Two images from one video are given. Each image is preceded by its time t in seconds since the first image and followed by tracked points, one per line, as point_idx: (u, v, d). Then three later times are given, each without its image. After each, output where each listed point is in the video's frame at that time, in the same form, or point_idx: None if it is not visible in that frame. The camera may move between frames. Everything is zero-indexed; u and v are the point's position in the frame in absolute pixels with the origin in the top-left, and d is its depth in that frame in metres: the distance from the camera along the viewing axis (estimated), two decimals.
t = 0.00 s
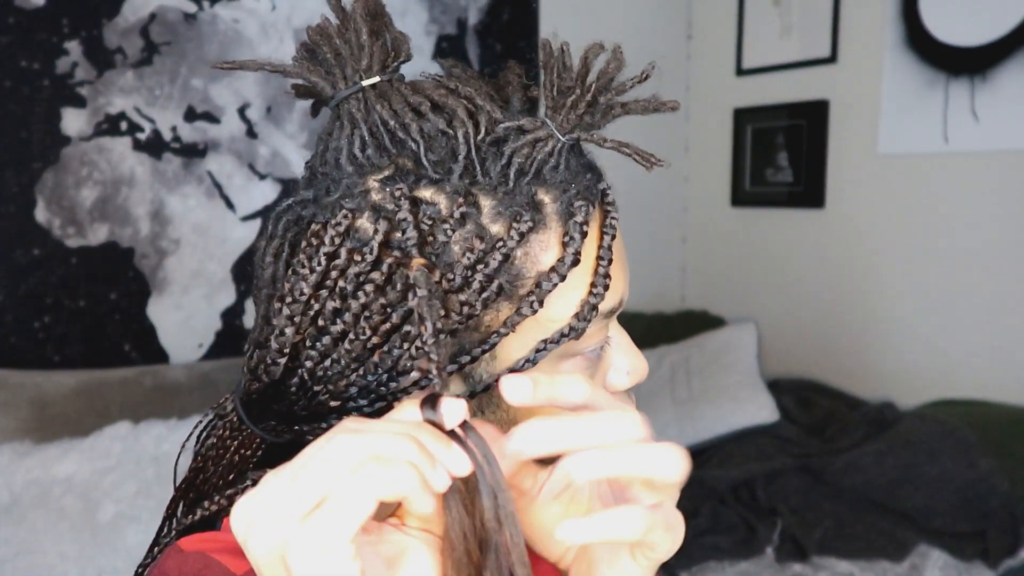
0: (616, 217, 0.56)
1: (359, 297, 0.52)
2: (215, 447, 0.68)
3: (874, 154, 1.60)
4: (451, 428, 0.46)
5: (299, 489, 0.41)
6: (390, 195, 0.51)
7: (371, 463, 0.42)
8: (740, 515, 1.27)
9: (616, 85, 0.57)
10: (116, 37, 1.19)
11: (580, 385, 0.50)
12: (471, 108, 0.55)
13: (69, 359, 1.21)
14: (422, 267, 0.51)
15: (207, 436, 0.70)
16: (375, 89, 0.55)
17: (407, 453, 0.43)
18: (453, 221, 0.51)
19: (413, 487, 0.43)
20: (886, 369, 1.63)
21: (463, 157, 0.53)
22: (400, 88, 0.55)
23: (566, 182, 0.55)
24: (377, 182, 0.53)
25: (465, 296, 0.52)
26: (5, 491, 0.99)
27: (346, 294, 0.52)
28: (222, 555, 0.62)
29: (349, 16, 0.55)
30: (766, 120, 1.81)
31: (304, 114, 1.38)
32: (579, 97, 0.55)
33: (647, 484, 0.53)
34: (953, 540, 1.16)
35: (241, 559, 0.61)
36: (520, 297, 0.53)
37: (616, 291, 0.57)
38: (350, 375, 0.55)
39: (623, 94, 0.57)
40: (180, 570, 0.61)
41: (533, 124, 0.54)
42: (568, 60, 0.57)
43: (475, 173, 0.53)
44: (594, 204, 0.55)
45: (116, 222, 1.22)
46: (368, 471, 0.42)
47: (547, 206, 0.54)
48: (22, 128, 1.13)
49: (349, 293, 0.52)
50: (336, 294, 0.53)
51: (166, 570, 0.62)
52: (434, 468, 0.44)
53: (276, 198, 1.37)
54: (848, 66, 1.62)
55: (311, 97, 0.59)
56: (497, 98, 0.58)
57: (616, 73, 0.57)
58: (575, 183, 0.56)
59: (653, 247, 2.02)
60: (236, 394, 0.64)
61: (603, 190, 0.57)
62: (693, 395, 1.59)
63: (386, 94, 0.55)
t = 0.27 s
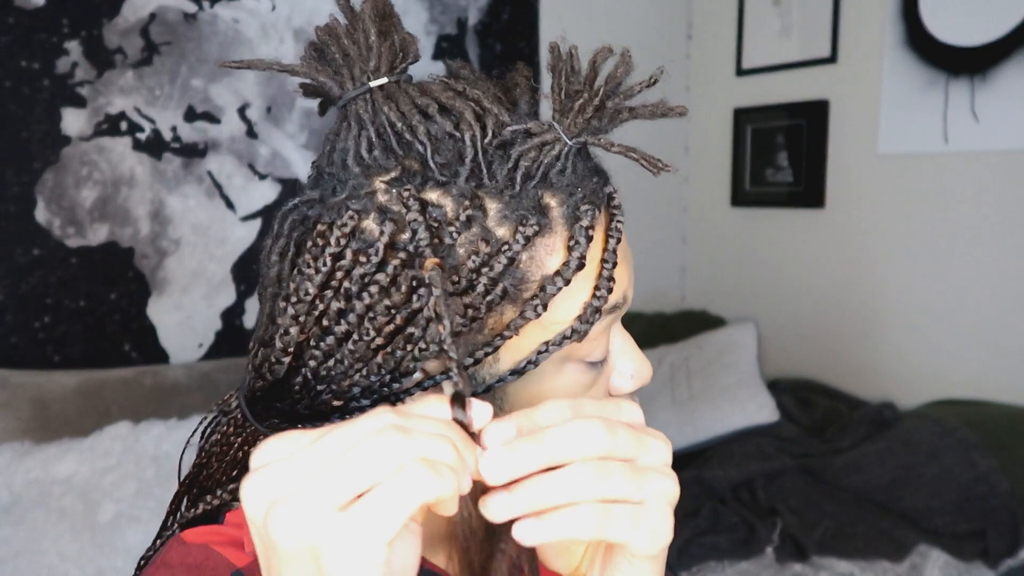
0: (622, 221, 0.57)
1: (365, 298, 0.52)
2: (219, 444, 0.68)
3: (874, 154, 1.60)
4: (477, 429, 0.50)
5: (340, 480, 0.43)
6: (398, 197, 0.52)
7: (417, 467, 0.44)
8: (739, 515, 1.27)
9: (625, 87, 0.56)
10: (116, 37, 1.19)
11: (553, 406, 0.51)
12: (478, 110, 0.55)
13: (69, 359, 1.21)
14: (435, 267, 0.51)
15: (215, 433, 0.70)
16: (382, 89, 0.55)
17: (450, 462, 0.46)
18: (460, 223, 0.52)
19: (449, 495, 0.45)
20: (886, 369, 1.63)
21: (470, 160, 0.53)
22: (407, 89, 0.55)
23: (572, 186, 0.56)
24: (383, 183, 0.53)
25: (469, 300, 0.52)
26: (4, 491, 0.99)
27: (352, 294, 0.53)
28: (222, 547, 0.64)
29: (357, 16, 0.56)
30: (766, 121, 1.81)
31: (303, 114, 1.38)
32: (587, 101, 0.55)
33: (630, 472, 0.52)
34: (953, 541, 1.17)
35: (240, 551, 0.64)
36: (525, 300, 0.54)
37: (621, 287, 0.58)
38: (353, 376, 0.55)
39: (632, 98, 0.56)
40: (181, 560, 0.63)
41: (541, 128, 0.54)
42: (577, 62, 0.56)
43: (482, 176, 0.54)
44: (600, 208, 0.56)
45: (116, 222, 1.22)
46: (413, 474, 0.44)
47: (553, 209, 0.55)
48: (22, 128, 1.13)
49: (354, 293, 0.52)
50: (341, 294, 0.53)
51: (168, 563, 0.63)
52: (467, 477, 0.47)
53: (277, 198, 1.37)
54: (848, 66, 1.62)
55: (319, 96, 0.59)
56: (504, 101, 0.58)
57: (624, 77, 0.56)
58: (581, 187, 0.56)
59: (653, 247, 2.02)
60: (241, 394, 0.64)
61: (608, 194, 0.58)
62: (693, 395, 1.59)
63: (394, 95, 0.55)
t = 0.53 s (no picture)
0: (616, 227, 0.56)
1: (354, 288, 0.53)
2: (219, 430, 0.75)
3: (875, 154, 1.60)
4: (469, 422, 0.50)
5: (337, 469, 0.43)
6: (394, 191, 0.52)
7: (414, 458, 0.45)
8: (740, 515, 1.27)
9: (625, 94, 0.56)
10: (116, 37, 1.19)
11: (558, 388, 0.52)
12: (476, 110, 0.56)
13: (69, 359, 1.21)
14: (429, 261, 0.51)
15: (217, 419, 0.77)
16: (387, 87, 0.57)
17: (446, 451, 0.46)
18: (451, 219, 0.52)
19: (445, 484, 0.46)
20: (886, 369, 1.63)
21: (467, 158, 0.54)
22: (411, 88, 0.56)
23: (567, 189, 0.55)
24: (380, 178, 0.53)
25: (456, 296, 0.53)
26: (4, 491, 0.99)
27: (342, 284, 0.53)
28: (219, 538, 0.66)
29: (368, 15, 0.57)
30: (766, 121, 1.80)
31: (303, 114, 1.39)
32: (585, 106, 0.55)
33: (634, 442, 0.54)
34: (953, 541, 1.16)
35: (237, 541, 0.66)
36: (514, 299, 0.54)
37: (614, 293, 0.57)
38: (341, 365, 0.57)
39: (631, 105, 0.56)
40: (179, 549, 0.64)
41: (539, 130, 0.55)
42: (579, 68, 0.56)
43: (477, 176, 0.54)
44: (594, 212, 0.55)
45: (116, 222, 1.22)
46: (410, 466, 0.44)
47: (546, 211, 0.55)
48: (22, 128, 1.13)
49: (344, 283, 0.53)
50: (332, 285, 0.54)
51: (167, 550, 0.65)
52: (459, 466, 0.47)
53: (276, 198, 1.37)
54: (848, 66, 1.62)
55: (328, 92, 0.61)
56: (507, 105, 0.58)
57: (625, 84, 0.56)
58: (576, 190, 0.56)
59: (653, 247, 2.02)
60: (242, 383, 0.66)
61: (605, 200, 0.57)
62: (693, 395, 1.59)
63: (397, 93, 0.56)
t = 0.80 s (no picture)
0: (611, 229, 0.56)
1: (347, 287, 0.55)
2: (219, 425, 0.77)
3: (874, 154, 1.60)
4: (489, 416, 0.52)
5: (333, 441, 0.48)
6: (390, 193, 0.54)
7: (406, 428, 0.48)
8: (740, 515, 1.27)
9: (621, 95, 0.56)
10: (116, 37, 1.19)
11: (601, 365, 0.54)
12: (471, 110, 0.56)
13: (70, 359, 1.21)
14: (438, 254, 0.53)
15: (218, 415, 0.78)
16: (384, 86, 0.57)
17: (439, 426, 0.49)
18: (443, 221, 0.53)
19: (438, 458, 0.48)
20: (886, 369, 1.63)
21: (459, 159, 0.54)
22: (407, 87, 0.57)
23: (561, 190, 0.56)
24: (375, 178, 0.55)
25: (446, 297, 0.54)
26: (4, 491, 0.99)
27: (335, 282, 0.55)
28: (220, 537, 0.68)
29: (366, 15, 0.57)
30: (766, 121, 1.81)
31: (303, 114, 1.38)
32: (579, 105, 0.55)
33: (669, 421, 0.55)
34: (953, 541, 1.16)
35: (236, 541, 0.68)
36: (504, 300, 0.54)
37: (607, 295, 0.57)
38: (333, 362, 0.58)
39: (625, 105, 0.56)
40: (179, 549, 0.66)
41: (534, 131, 0.54)
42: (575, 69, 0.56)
43: (470, 176, 0.55)
44: (587, 212, 0.56)
45: (116, 222, 1.22)
46: (400, 435, 0.48)
47: (539, 212, 0.55)
48: (22, 128, 1.13)
49: (337, 281, 0.55)
50: (326, 282, 0.56)
51: (168, 549, 0.67)
52: (465, 442, 0.50)
53: (276, 198, 1.37)
54: (848, 66, 1.62)
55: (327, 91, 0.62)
56: (504, 105, 0.59)
57: (621, 84, 0.56)
58: (570, 190, 0.56)
59: (653, 247, 2.02)
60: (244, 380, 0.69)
61: (601, 201, 0.57)
62: (693, 395, 1.59)
63: (393, 92, 0.56)
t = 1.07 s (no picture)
0: (607, 239, 0.58)
1: (340, 291, 0.57)
2: (221, 418, 0.77)
3: (874, 154, 1.60)
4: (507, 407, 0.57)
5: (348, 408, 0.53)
6: (387, 200, 0.55)
7: (413, 399, 0.52)
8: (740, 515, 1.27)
9: (618, 103, 0.57)
10: (116, 37, 1.19)
11: (608, 330, 0.58)
12: (468, 117, 0.58)
13: (70, 359, 1.21)
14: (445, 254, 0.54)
15: (220, 408, 0.79)
16: (384, 89, 0.60)
17: (443, 400, 0.52)
18: (436, 226, 0.54)
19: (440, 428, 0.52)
20: (886, 369, 1.63)
21: (454, 165, 0.56)
22: (406, 90, 0.60)
23: (556, 199, 0.57)
24: (372, 182, 0.57)
25: (434, 303, 0.56)
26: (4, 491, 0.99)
27: (328, 284, 0.57)
28: (220, 529, 0.70)
29: (368, 17, 0.60)
30: (766, 120, 1.81)
31: (303, 114, 1.38)
32: (576, 113, 0.56)
33: (680, 368, 0.59)
34: (954, 541, 1.16)
35: (235, 532, 0.71)
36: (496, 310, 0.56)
37: (601, 304, 0.60)
38: (325, 362, 0.61)
39: (623, 113, 0.57)
40: (180, 540, 0.68)
41: (530, 138, 0.56)
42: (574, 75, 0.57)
43: (464, 183, 0.56)
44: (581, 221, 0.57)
45: (116, 222, 1.22)
46: (405, 405, 0.52)
47: (534, 220, 0.56)
48: (23, 128, 1.13)
49: (330, 284, 0.57)
50: (319, 285, 0.58)
51: (168, 540, 0.69)
52: (472, 418, 0.53)
53: (276, 198, 1.37)
54: (848, 66, 1.62)
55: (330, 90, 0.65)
56: (504, 110, 0.60)
57: (620, 92, 0.57)
58: (566, 199, 0.57)
59: (653, 246, 2.02)
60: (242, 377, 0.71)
61: (598, 209, 0.59)
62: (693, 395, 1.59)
63: (393, 96, 0.59)
